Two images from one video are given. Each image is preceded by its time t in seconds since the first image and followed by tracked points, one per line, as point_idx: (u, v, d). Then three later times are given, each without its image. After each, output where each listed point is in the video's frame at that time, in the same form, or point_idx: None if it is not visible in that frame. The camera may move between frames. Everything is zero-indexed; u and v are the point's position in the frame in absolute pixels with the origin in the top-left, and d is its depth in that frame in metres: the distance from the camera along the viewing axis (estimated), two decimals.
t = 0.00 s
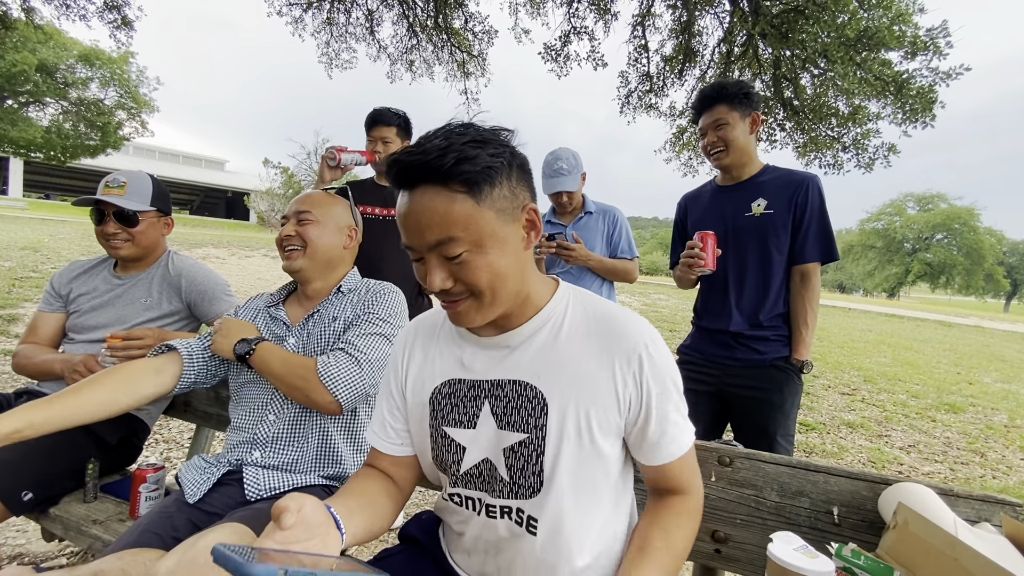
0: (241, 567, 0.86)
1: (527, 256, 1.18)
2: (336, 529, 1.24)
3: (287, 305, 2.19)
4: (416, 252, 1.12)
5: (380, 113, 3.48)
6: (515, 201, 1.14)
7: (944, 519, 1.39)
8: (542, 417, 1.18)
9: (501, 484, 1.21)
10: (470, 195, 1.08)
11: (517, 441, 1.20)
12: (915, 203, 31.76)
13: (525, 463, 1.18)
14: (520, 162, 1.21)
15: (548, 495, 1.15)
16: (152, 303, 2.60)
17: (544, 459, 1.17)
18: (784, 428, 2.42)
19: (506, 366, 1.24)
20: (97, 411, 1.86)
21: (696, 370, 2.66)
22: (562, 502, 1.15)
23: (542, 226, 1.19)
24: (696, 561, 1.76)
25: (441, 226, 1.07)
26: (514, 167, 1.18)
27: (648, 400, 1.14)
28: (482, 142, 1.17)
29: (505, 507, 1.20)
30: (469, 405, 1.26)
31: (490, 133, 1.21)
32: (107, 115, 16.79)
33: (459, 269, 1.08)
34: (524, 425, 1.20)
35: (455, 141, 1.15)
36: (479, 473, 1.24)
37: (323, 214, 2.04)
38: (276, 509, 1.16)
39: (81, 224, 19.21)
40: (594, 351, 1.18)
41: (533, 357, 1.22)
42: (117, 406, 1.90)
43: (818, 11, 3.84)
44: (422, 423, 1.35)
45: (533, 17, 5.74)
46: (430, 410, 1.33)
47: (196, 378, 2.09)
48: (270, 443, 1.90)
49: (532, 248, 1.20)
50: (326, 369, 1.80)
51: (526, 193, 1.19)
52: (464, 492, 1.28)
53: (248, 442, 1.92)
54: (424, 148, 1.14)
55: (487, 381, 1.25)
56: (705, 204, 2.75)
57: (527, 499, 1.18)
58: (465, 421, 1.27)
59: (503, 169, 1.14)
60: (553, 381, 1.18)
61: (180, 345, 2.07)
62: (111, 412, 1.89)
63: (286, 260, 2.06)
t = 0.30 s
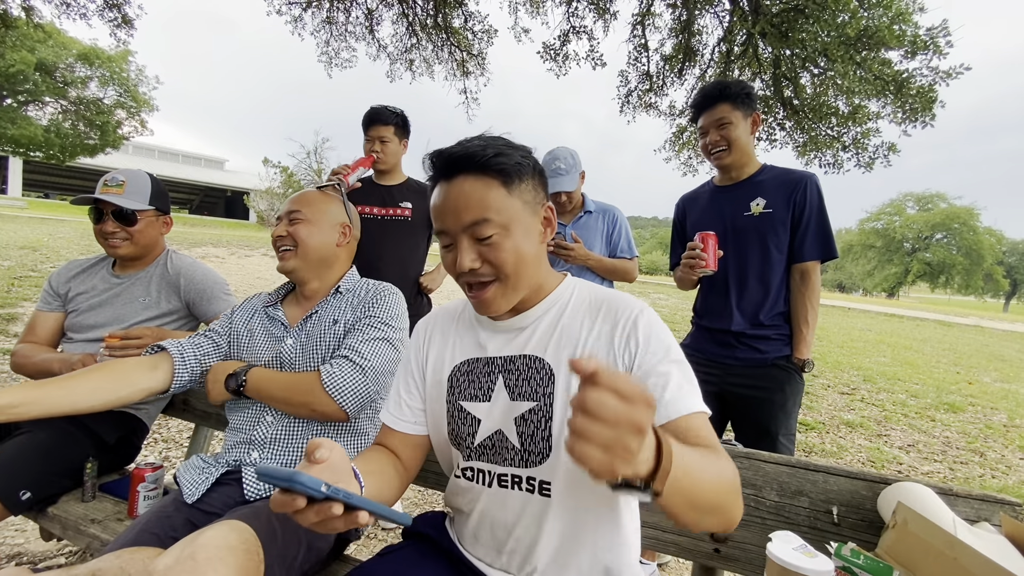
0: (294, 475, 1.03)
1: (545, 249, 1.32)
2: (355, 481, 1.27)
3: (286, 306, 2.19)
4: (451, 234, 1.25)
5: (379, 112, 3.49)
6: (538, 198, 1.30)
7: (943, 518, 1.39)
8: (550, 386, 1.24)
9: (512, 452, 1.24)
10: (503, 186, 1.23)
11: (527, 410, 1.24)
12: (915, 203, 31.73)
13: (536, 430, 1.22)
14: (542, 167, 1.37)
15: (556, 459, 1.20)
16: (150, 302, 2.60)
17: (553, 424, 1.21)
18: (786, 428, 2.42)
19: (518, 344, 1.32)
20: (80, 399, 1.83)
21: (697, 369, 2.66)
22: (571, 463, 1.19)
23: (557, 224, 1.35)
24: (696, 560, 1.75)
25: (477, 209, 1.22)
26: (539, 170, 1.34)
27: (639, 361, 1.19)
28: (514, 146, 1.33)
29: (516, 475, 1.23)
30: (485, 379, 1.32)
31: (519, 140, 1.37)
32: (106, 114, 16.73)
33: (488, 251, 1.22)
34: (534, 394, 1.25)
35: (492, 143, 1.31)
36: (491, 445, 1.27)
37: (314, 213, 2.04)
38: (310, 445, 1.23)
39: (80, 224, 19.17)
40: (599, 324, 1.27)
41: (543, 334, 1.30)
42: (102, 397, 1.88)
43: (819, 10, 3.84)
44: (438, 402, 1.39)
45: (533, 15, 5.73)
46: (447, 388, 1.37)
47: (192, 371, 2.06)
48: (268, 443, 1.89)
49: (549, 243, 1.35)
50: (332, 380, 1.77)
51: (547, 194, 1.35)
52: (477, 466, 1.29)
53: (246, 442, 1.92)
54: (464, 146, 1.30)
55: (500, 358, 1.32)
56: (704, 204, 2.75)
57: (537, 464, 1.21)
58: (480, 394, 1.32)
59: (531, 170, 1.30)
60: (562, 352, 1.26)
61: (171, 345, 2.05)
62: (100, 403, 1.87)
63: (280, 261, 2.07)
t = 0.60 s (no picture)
0: (301, 462, 1.02)
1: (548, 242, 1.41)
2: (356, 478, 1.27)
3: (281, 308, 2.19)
4: (479, 204, 1.30)
5: (371, 112, 3.44)
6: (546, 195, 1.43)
7: (943, 522, 1.38)
8: (544, 381, 1.24)
9: (509, 450, 1.23)
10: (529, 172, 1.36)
11: (522, 406, 1.24)
12: (914, 202, 31.74)
13: (532, 426, 1.22)
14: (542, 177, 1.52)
15: (553, 454, 1.19)
16: (148, 303, 2.59)
17: (548, 420, 1.21)
18: (788, 429, 2.41)
19: (511, 341, 1.31)
20: (75, 391, 1.80)
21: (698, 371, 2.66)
22: (568, 458, 1.19)
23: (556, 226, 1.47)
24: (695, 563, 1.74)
25: (508, 183, 1.30)
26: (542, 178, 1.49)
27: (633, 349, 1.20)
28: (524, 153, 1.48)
29: (514, 473, 1.22)
30: (479, 379, 1.31)
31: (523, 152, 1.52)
32: (105, 114, 16.69)
33: (515, 221, 1.28)
34: (528, 390, 1.24)
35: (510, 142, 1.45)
36: (487, 444, 1.26)
37: (302, 215, 2.04)
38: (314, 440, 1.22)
39: (79, 224, 19.16)
40: (589, 320, 1.29)
41: (535, 332, 1.30)
42: (99, 392, 1.86)
43: (818, 10, 3.84)
44: (435, 405, 1.38)
45: (532, 15, 5.73)
46: (442, 390, 1.36)
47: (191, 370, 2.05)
48: (262, 444, 1.88)
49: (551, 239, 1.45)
50: (316, 379, 1.77)
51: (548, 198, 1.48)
52: (474, 467, 1.28)
53: (241, 444, 1.92)
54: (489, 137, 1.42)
55: (494, 356, 1.31)
56: (705, 204, 2.74)
57: (535, 461, 1.20)
58: (475, 394, 1.31)
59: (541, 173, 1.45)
60: (554, 348, 1.26)
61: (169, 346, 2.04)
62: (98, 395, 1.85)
63: (272, 265, 2.08)
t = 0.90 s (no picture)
0: (292, 508, 0.96)
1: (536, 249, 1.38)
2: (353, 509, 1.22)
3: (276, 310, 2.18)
4: (458, 221, 1.25)
5: (366, 111, 3.45)
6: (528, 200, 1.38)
7: (942, 525, 1.37)
8: (548, 392, 1.23)
9: (513, 463, 1.22)
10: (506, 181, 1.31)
11: (526, 419, 1.22)
12: (914, 201, 31.72)
13: (537, 439, 1.21)
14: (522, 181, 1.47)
15: (560, 465, 1.19)
16: (144, 305, 2.58)
17: (554, 431, 1.20)
18: (787, 431, 2.40)
19: (512, 350, 1.29)
20: (108, 410, 1.90)
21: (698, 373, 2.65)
22: (575, 468, 1.20)
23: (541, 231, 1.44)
24: (693, 566, 1.73)
25: (487, 196, 1.26)
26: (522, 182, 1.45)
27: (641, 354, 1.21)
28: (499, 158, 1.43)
29: (518, 485, 1.21)
30: (478, 391, 1.29)
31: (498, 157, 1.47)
32: (104, 114, 16.62)
33: (498, 235, 1.24)
34: (532, 402, 1.23)
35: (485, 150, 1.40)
36: (489, 457, 1.24)
37: (292, 217, 2.03)
38: (304, 474, 1.17)
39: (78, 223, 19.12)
40: (589, 325, 1.28)
41: (535, 340, 1.29)
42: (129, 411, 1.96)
43: (818, 8, 3.84)
44: (430, 417, 1.35)
45: (531, 14, 5.71)
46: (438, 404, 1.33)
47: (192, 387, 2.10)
48: (259, 447, 1.87)
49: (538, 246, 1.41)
50: (321, 385, 1.76)
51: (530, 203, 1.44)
52: (474, 479, 1.27)
53: (236, 447, 1.89)
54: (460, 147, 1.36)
55: (494, 366, 1.29)
56: (710, 203, 2.72)
57: (540, 473, 1.20)
58: (474, 407, 1.28)
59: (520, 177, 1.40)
60: (556, 358, 1.25)
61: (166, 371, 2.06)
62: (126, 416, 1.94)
63: (265, 268, 2.07)
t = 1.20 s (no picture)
0: (277, 535, 0.92)
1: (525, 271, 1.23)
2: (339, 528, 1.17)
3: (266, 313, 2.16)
4: (420, 269, 1.10)
5: (362, 109, 3.46)
6: (512, 217, 1.18)
7: (940, 530, 1.36)
8: (551, 417, 1.20)
9: (512, 487, 1.21)
10: (475, 211, 1.11)
11: (527, 443, 1.20)
12: (914, 198, 31.70)
13: (537, 463, 1.19)
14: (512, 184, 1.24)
15: (560, 492, 1.17)
16: (139, 307, 2.56)
17: (555, 457, 1.18)
18: (783, 433, 2.40)
19: (511, 369, 1.25)
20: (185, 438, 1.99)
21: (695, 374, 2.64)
22: (575, 494, 1.18)
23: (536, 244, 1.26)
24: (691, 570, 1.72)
25: (450, 239, 1.07)
26: (510, 186, 1.22)
27: (649, 382, 1.16)
28: (477, 161, 1.20)
29: (516, 507, 1.21)
30: (476, 411, 1.26)
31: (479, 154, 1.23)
32: (103, 113, 16.59)
33: (467, 285, 1.09)
34: (534, 425, 1.21)
35: (456, 159, 1.17)
36: (486, 478, 1.24)
37: (286, 222, 2.00)
38: (289, 492, 1.13)
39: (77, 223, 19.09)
40: (593, 344, 1.22)
41: (535, 358, 1.24)
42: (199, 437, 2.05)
43: (816, 7, 3.82)
44: (424, 432, 1.32)
45: (530, 12, 5.70)
46: (434, 418, 1.31)
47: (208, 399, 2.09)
48: (254, 452, 1.86)
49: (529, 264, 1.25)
50: (360, 388, 1.76)
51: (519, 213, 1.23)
52: (470, 497, 1.27)
53: (231, 451, 1.88)
54: (425, 165, 1.16)
55: (493, 386, 1.26)
56: (708, 201, 2.71)
57: (538, 497, 1.19)
58: (472, 426, 1.26)
59: (502, 188, 1.18)
60: (558, 380, 1.22)
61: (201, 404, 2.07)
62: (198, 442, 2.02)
63: (258, 274, 2.03)
